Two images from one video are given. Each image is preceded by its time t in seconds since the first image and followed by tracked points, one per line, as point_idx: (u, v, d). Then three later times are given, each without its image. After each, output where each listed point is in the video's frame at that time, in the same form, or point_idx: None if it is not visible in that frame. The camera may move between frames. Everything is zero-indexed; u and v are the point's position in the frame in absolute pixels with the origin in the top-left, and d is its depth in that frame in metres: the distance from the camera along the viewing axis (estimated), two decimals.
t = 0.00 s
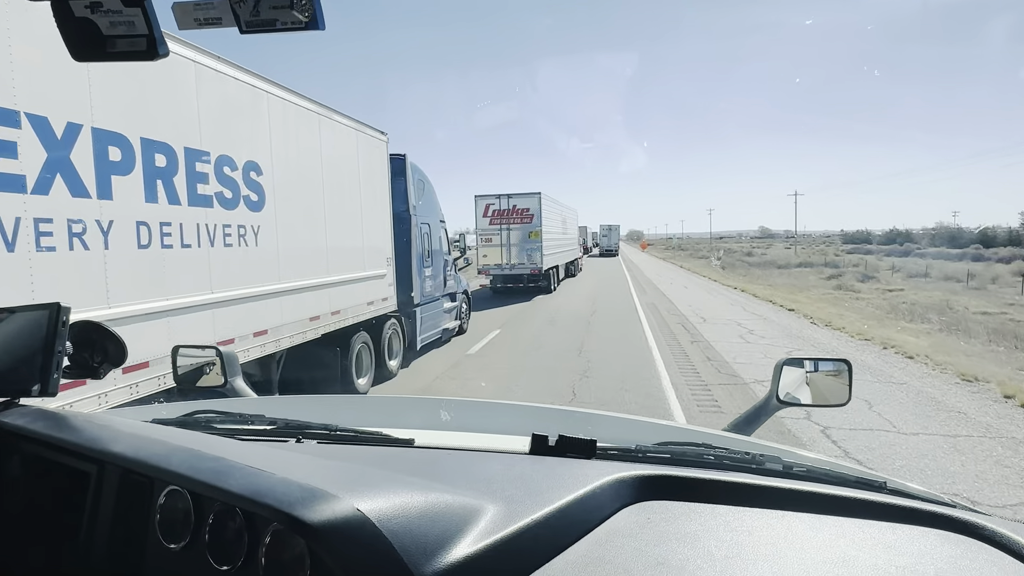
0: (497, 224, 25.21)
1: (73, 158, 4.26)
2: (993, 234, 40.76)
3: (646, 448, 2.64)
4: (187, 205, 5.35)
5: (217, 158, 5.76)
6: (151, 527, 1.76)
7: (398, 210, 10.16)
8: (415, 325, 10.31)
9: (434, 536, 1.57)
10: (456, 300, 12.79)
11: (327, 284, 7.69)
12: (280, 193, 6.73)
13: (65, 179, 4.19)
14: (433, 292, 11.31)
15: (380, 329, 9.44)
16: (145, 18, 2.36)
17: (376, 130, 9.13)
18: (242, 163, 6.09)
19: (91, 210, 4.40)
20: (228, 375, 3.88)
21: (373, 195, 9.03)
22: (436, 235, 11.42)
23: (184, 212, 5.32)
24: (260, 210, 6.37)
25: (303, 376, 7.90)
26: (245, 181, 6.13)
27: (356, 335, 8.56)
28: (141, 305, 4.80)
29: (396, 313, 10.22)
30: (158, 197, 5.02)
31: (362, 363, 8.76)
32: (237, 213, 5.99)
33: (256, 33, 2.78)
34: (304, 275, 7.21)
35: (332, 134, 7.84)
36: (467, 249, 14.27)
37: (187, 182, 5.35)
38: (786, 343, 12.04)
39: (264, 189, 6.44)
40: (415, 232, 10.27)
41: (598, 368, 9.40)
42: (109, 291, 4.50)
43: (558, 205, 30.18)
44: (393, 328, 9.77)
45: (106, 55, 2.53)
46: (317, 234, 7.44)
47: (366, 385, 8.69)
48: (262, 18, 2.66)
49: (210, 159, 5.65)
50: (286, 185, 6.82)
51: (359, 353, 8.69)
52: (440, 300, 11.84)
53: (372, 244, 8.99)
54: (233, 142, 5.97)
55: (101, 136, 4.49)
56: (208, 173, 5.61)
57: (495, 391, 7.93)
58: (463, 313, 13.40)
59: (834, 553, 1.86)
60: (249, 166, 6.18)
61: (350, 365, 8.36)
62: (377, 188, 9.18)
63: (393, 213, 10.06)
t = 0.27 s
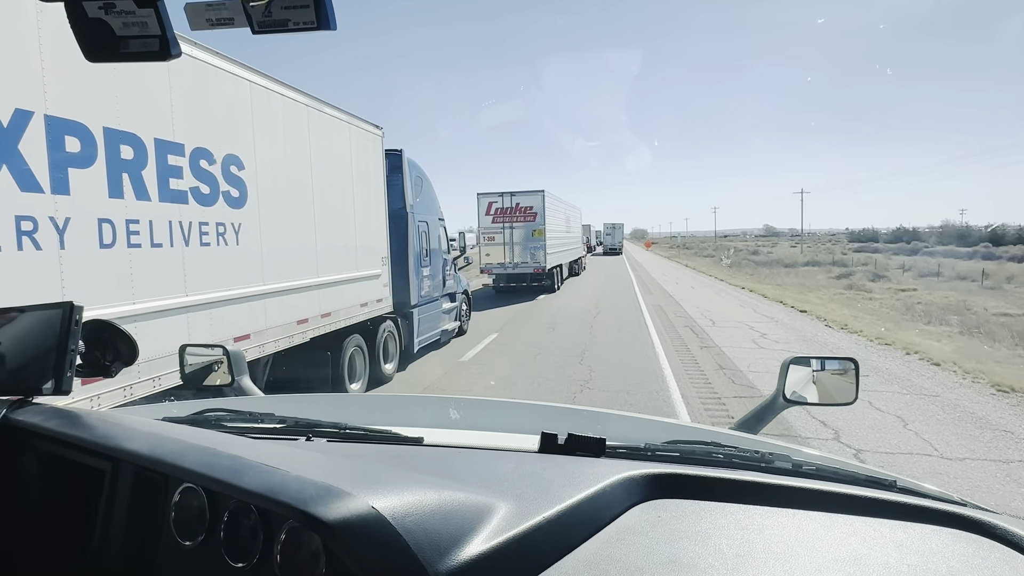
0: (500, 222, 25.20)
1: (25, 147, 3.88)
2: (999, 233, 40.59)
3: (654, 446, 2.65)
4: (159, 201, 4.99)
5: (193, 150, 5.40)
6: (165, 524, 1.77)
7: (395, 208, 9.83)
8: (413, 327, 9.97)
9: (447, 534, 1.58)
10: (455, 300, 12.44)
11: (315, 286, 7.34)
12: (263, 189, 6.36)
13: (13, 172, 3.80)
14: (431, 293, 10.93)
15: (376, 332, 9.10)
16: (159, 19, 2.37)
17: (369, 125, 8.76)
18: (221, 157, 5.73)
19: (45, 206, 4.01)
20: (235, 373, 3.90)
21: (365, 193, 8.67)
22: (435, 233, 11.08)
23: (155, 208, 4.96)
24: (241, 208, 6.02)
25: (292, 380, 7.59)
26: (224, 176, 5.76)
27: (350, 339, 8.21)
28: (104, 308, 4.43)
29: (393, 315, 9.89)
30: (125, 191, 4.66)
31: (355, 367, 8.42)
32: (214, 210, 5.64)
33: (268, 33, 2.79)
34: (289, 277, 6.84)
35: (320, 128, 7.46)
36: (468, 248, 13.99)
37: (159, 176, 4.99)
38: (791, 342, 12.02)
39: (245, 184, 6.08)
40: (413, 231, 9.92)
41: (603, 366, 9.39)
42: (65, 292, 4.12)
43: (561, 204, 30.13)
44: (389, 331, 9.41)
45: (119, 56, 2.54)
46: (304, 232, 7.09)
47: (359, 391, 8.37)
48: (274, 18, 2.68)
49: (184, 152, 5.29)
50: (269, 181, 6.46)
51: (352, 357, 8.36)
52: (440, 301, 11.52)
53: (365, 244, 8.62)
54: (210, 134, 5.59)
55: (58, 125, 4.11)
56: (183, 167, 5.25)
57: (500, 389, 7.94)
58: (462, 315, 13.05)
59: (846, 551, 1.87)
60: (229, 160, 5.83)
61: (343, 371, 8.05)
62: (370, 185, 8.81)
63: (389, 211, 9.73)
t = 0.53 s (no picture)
0: (505, 220, 25.19)
1: None
2: (1009, 233, 40.29)
3: (661, 446, 2.64)
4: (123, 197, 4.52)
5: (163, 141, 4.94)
6: (172, 522, 1.77)
7: (392, 205, 9.40)
8: (411, 329, 9.49)
9: (452, 533, 1.57)
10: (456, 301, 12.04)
11: (305, 288, 6.87)
12: (246, 184, 5.90)
13: None
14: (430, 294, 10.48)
15: (370, 334, 8.63)
16: (165, 16, 2.37)
17: (364, 119, 8.33)
18: (197, 149, 5.25)
19: None
20: (242, 371, 3.90)
21: (360, 189, 8.21)
22: (435, 232, 10.66)
23: (120, 204, 4.50)
24: (220, 204, 5.56)
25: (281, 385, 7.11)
26: (201, 170, 5.30)
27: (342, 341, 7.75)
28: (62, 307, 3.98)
29: (389, 316, 9.42)
30: (84, 185, 4.20)
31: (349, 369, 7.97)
32: (191, 206, 5.19)
33: (274, 31, 2.79)
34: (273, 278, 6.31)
35: (310, 120, 7.00)
36: (470, 247, 13.65)
37: (125, 170, 4.53)
38: (797, 342, 11.97)
39: (224, 179, 5.59)
40: (411, 229, 9.48)
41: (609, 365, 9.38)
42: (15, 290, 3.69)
43: (567, 202, 30.09)
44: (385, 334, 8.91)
45: (126, 53, 2.55)
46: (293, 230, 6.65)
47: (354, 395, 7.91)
48: (280, 15, 2.67)
49: (154, 145, 4.83)
50: (253, 176, 6.01)
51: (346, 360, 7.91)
52: (440, 301, 11.08)
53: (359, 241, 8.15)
54: (184, 124, 5.13)
55: (3, 112, 3.66)
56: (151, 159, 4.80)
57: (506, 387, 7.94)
58: (462, 318, 12.63)
59: (853, 552, 1.85)
60: (206, 152, 5.35)
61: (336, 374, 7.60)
62: (365, 181, 8.36)
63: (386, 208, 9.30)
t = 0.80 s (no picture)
0: (511, 218, 25.20)
1: None
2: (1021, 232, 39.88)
3: (660, 444, 2.64)
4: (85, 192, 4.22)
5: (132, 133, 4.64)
6: (170, 518, 1.79)
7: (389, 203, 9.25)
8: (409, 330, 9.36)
9: (446, 530, 1.58)
10: (455, 301, 11.96)
11: (294, 289, 6.64)
12: (224, 179, 5.63)
13: None
14: (430, 293, 10.37)
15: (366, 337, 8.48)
16: (164, 17, 2.39)
17: (358, 111, 8.05)
18: (168, 143, 4.98)
19: None
20: (248, 369, 3.93)
21: (352, 186, 7.92)
22: (433, 230, 10.52)
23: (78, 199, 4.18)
24: (194, 200, 5.27)
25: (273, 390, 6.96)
26: (175, 163, 5.04)
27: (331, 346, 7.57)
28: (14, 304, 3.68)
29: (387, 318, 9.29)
30: (36, 180, 3.88)
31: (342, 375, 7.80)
32: (162, 202, 4.91)
33: (272, 31, 2.80)
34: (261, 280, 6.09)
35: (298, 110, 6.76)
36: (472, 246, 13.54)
37: (85, 164, 4.21)
38: (805, 342, 11.91)
39: (201, 174, 5.32)
40: (409, 227, 9.34)
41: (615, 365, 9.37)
42: None
43: (574, 200, 30.06)
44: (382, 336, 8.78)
45: (126, 54, 2.57)
46: (279, 229, 6.39)
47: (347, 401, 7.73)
48: (278, 16, 2.68)
49: (122, 136, 4.54)
50: (234, 170, 5.75)
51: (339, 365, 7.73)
52: (439, 301, 10.96)
53: (350, 239, 7.88)
54: (155, 114, 4.85)
55: None
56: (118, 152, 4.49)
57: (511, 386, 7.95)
58: (463, 317, 12.57)
59: (849, 551, 1.85)
60: (179, 146, 5.07)
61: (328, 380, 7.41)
62: (358, 178, 8.05)
63: (383, 205, 9.17)
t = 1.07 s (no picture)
0: (519, 216, 25.17)
1: None
2: None
3: (667, 443, 2.64)
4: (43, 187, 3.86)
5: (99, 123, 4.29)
6: (182, 516, 1.82)
7: (388, 199, 9.20)
8: (409, 333, 9.30)
9: (453, 529, 1.60)
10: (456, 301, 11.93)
11: (286, 292, 6.40)
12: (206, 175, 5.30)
13: None
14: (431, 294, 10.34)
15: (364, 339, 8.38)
16: (173, 23, 2.42)
17: (353, 104, 7.78)
18: (141, 134, 4.64)
19: None
20: (259, 368, 3.96)
21: (346, 182, 7.65)
22: (434, 228, 10.48)
23: (35, 196, 3.82)
24: (172, 197, 4.95)
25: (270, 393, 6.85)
26: (147, 157, 4.68)
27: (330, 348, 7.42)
28: None
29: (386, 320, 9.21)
30: None
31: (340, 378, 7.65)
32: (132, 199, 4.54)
33: (279, 35, 2.83)
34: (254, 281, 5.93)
35: (290, 104, 6.49)
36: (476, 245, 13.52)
37: (39, 157, 3.84)
38: (815, 341, 11.85)
39: (177, 169, 4.98)
40: (409, 225, 9.30)
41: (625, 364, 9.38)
42: None
43: (583, 198, 30.04)
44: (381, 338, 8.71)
45: (136, 59, 2.60)
46: (268, 228, 6.13)
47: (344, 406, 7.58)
48: (285, 20, 2.71)
49: (83, 127, 4.15)
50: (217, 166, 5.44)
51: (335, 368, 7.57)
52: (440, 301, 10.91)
53: (344, 239, 7.64)
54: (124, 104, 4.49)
55: None
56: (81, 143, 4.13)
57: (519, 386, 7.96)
58: (467, 318, 12.54)
59: (855, 550, 1.85)
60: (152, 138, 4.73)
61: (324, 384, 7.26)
62: (354, 174, 7.84)
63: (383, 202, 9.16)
